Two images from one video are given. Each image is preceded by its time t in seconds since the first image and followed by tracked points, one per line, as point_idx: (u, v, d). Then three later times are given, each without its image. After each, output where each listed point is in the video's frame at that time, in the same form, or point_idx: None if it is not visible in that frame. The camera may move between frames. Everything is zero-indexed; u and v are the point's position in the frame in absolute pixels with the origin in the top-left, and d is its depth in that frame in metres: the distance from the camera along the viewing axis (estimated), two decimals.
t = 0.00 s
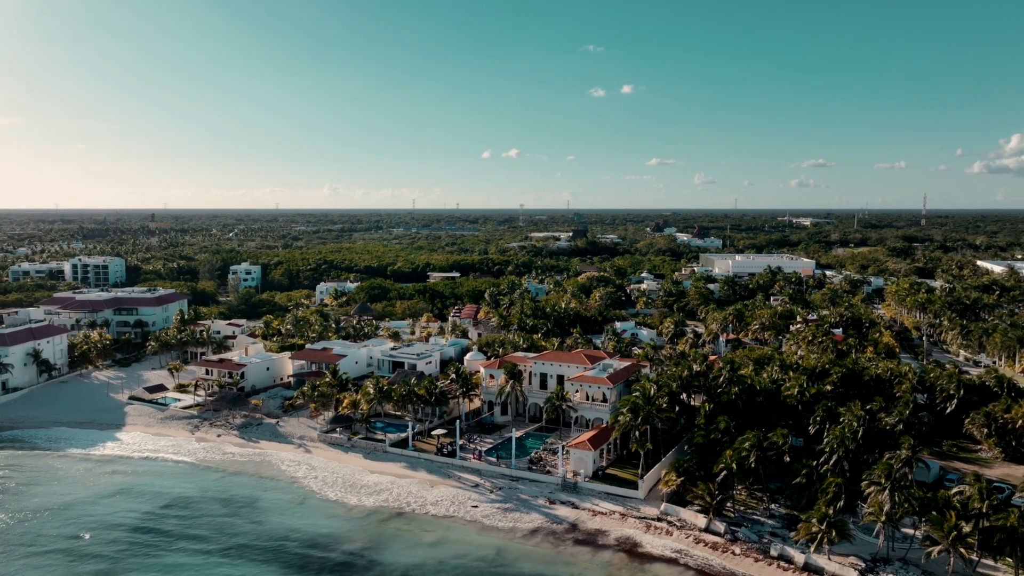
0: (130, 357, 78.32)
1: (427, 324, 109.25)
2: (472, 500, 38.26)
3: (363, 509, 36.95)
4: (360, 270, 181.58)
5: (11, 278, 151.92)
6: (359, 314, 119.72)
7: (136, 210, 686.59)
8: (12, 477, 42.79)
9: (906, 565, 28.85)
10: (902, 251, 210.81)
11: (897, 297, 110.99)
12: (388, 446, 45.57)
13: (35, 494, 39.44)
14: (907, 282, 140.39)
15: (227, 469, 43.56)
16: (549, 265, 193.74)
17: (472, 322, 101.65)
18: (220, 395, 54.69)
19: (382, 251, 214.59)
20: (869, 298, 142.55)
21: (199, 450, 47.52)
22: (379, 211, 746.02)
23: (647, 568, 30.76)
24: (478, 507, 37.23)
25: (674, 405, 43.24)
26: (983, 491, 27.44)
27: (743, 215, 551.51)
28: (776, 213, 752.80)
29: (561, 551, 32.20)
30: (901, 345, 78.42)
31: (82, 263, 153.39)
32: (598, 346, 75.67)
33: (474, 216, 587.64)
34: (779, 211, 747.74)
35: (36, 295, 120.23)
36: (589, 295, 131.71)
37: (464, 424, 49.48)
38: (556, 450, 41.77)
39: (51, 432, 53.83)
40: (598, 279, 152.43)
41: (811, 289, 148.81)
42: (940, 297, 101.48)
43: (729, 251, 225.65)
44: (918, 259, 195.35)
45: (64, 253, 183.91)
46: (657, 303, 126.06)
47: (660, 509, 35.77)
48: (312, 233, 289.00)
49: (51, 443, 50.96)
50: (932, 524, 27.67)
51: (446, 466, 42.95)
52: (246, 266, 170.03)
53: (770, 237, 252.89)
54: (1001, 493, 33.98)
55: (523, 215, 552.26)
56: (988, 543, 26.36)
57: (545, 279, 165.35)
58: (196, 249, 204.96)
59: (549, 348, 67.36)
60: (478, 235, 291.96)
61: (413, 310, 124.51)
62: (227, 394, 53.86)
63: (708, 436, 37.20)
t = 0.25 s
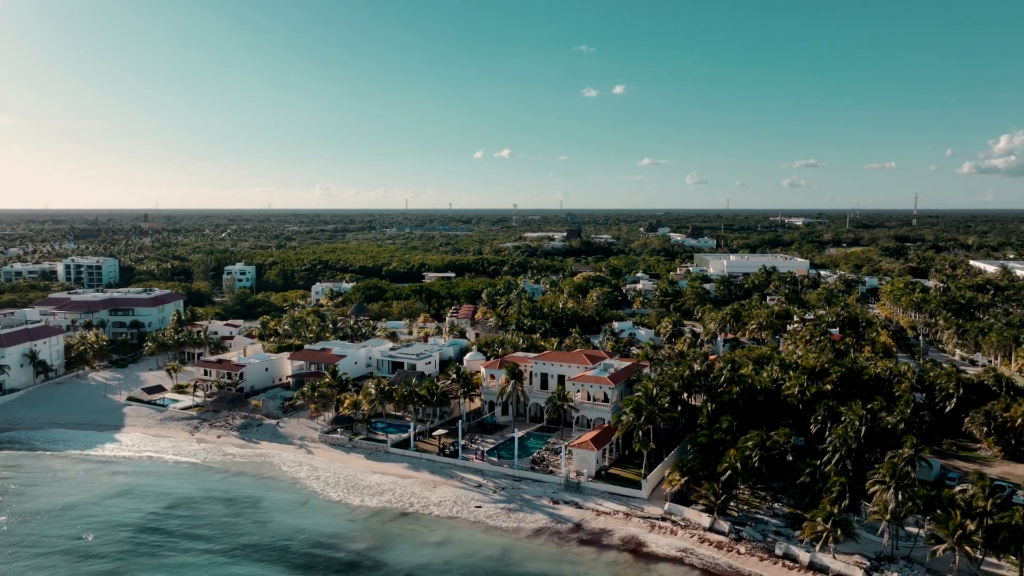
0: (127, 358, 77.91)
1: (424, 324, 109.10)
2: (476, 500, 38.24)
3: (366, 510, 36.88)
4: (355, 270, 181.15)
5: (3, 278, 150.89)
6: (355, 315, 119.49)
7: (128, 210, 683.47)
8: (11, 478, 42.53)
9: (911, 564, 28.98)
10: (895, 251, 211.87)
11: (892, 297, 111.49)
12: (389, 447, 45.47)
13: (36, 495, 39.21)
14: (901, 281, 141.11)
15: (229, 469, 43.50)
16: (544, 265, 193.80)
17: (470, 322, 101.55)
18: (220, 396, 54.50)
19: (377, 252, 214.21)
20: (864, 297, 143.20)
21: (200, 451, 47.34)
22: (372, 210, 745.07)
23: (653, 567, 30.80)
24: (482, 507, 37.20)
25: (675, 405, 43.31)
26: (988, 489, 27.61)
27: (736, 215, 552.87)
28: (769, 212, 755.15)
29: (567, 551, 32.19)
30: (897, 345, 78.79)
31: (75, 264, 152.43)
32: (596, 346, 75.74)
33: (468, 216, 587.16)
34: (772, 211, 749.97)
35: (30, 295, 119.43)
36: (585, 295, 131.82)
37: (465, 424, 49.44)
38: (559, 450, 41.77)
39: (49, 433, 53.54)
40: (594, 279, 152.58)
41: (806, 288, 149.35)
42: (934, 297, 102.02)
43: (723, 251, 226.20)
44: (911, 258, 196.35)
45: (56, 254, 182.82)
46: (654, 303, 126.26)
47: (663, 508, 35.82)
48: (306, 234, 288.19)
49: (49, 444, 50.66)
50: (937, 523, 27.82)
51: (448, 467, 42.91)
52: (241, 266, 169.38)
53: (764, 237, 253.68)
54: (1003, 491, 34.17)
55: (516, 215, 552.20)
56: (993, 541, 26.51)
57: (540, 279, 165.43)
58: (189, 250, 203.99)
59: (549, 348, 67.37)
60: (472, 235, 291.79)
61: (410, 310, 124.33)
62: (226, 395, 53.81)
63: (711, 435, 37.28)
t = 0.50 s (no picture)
0: (124, 359, 77.65)
1: (421, 324, 108.99)
2: (479, 501, 38.21)
3: (369, 510, 36.82)
4: (350, 271, 180.83)
5: None
6: (352, 315, 119.30)
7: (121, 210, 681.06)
8: (10, 479, 42.26)
9: (915, 562, 29.10)
10: (889, 251, 212.83)
11: (888, 297, 111.96)
12: (391, 447, 45.38)
13: (35, 496, 38.98)
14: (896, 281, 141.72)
15: (231, 469, 43.49)
16: (540, 266, 193.85)
17: (468, 322, 101.47)
18: (219, 397, 54.30)
19: (372, 252, 213.86)
20: (859, 297, 143.81)
21: (200, 452, 47.21)
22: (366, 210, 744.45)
23: (658, 567, 30.82)
24: (485, 508, 37.21)
25: (677, 404, 43.37)
26: (990, 487, 27.79)
27: (728, 215, 554.65)
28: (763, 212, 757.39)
29: (571, 551, 32.19)
30: (894, 344, 79.10)
31: (68, 264, 151.68)
32: (595, 346, 75.81)
33: (463, 216, 586.76)
34: (765, 211, 752.16)
35: (24, 296, 118.75)
36: (582, 295, 131.92)
37: (466, 424, 49.44)
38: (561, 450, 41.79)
39: (47, 434, 53.24)
40: (591, 279, 152.77)
41: (801, 288, 149.87)
42: (930, 296, 102.49)
43: (718, 251, 226.76)
44: (905, 258, 197.32)
45: (49, 254, 181.90)
46: (650, 303, 126.49)
47: (667, 508, 35.88)
48: (300, 234, 287.42)
49: (48, 445, 50.38)
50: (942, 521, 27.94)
51: (451, 467, 42.85)
52: (236, 267, 168.84)
53: (758, 237, 254.40)
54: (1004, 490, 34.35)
55: (510, 215, 552.10)
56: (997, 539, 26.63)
57: (537, 279, 165.47)
58: (183, 250, 203.23)
59: (548, 349, 67.37)
60: (467, 235, 291.66)
61: (407, 311, 124.17)
62: (226, 397, 53.78)
63: (714, 435, 37.37)
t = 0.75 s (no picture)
0: (120, 360, 77.32)
1: (418, 324, 108.89)
2: (482, 501, 38.19)
3: (372, 511, 36.75)
4: (346, 271, 180.49)
5: None
6: (349, 315, 119.12)
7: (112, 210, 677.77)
8: (9, 481, 41.93)
9: (919, 560, 29.25)
10: (882, 250, 213.85)
11: (883, 296, 112.46)
12: (392, 448, 45.29)
13: (35, 498, 38.68)
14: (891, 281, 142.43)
15: (232, 470, 43.42)
16: (535, 266, 193.87)
17: (465, 322, 101.42)
18: (219, 397, 54.05)
19: (366, 252, 213.46)
20: (854, 297, 144.45)
21: (201, 453, 47.03)
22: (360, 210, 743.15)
23: (664, 567, 30.83)
24: (488, 508, 37.19)
25: (679, 404, 43.44)
26: (994, 486, 27.95)
27: (721, 215, 556.44)
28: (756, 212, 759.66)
29: (577, 551, 32.22)
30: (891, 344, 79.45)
31: (61, 264, 150.85)
32: (594, 346, 75.92)
33: (456, 216, 586.40)
34: (757, 211, 754.98)
35: (17, 296, 118.06)
36: (578, 295, 132.08)
37: (468, 425, 49.43)
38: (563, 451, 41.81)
39: (45, 436, 52.93)
40: (587, 279, 152.91)
41: (796, 288, 150.46)
42: (925, 296, 102.97)
43: (712, 251, 227.42)
44: (898, 258, 198.31)
45: (41, 254, 180.82)
46: (647, 303, 126.74)
47: (671, 507, 35.93)
48: (294, 234, 286.72)
49: (46, 447, 50.07)
50: (947, 520, 28.07)
51: (453, 467, 42.80)
52: (230, 267, 168.30)
53: (752, 237, 255.18)
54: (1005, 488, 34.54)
55: (504, 215, 551.98)
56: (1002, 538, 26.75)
57: (533, 280, 165.56)
58: (177, 250, 202.36)
59: (547, 349, 67.33)
60: (461, 235, 291.56)
61: (403, 311, 124.04)
62: (225, 397, 53.36)
63: (717, 435, 37.44)
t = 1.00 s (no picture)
0: (117, 360, 76.93)
1: (415, 325, 108.76)
2: (486, 501, 38.16)
3: (376, 511, 36.68)
4: (341, 271, 180.14)
5: None
6: (346, 315, 118.91)
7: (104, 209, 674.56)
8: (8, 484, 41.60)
9: (924, 559, 29.36)
10: (875, 250, 214.90)
11: (878, 296, 113.02)
12: (394, 448, 45.23)
13: (35, 501, 38.37)
14: (885, 281, 143.21)
15: (234, 470, 43.36)
16: (531, 266, 193.92)
17: (462, 322, 101.35)
18: (218, 398, 53.86)
19: (361, 252, 213.01)
20: (848, 297, 145.10)
21: (202, 454, 46.84)
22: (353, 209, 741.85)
23: (669, 567, 30.86)
24: (492, 509, 37.16)
25: (681, 404, 43.50)
26: (998, 484, 28.11)
27: (713, 216, 558.20)
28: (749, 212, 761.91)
29: (582, 551, 32.23)
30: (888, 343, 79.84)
31: (54, 264, 150.01)
32: (592, 346, 76.03)
33: (450, 216, 586.56)
34: (750, 211, 757.69)
35: (10, 297, 117.32)
36: (574, 295, 132.18)
37: (469, 425, 49.39)
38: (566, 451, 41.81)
39: (43, 437, 52.59)
40: (583, 279, 153.02)
41: (791, 287, 151.03)
42: (920, 296, 103.46)
43: (707, 251, 228.04)
44: (891, 258, 199.37)
45: (34, 255, 179.68)
46: (643, 302, 126.97)
47: (674, 507, 35.99)
48: (288, 234, 285.95)
49: (44, 448, 49.74)
50: (952, 518, 28.19)
51: (456, 468, 42.76)
52: (225, 267, 167.74)
53: (745, 237, 255.72)
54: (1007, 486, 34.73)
55: (498, 215, 551.93)
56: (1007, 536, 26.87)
57: (529, 280, 165.63)
58: (170, 250, 201.45)
59: (547, 349, 67.32)
60: (456, 235, 291.35)
61: (400, 311, 123.88)
62: (225, 398, 53.17)
63: (721, 435, 37.49)
